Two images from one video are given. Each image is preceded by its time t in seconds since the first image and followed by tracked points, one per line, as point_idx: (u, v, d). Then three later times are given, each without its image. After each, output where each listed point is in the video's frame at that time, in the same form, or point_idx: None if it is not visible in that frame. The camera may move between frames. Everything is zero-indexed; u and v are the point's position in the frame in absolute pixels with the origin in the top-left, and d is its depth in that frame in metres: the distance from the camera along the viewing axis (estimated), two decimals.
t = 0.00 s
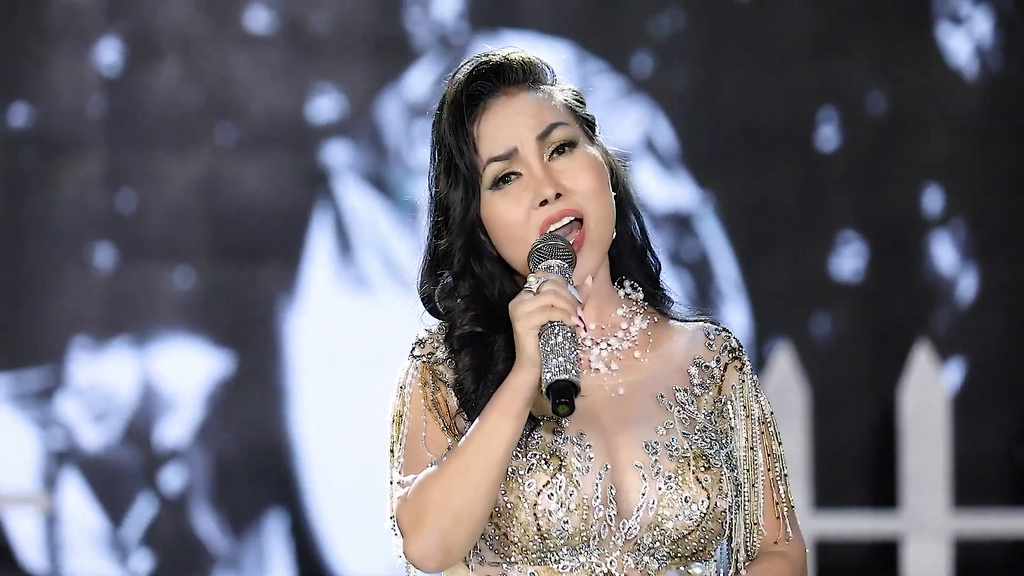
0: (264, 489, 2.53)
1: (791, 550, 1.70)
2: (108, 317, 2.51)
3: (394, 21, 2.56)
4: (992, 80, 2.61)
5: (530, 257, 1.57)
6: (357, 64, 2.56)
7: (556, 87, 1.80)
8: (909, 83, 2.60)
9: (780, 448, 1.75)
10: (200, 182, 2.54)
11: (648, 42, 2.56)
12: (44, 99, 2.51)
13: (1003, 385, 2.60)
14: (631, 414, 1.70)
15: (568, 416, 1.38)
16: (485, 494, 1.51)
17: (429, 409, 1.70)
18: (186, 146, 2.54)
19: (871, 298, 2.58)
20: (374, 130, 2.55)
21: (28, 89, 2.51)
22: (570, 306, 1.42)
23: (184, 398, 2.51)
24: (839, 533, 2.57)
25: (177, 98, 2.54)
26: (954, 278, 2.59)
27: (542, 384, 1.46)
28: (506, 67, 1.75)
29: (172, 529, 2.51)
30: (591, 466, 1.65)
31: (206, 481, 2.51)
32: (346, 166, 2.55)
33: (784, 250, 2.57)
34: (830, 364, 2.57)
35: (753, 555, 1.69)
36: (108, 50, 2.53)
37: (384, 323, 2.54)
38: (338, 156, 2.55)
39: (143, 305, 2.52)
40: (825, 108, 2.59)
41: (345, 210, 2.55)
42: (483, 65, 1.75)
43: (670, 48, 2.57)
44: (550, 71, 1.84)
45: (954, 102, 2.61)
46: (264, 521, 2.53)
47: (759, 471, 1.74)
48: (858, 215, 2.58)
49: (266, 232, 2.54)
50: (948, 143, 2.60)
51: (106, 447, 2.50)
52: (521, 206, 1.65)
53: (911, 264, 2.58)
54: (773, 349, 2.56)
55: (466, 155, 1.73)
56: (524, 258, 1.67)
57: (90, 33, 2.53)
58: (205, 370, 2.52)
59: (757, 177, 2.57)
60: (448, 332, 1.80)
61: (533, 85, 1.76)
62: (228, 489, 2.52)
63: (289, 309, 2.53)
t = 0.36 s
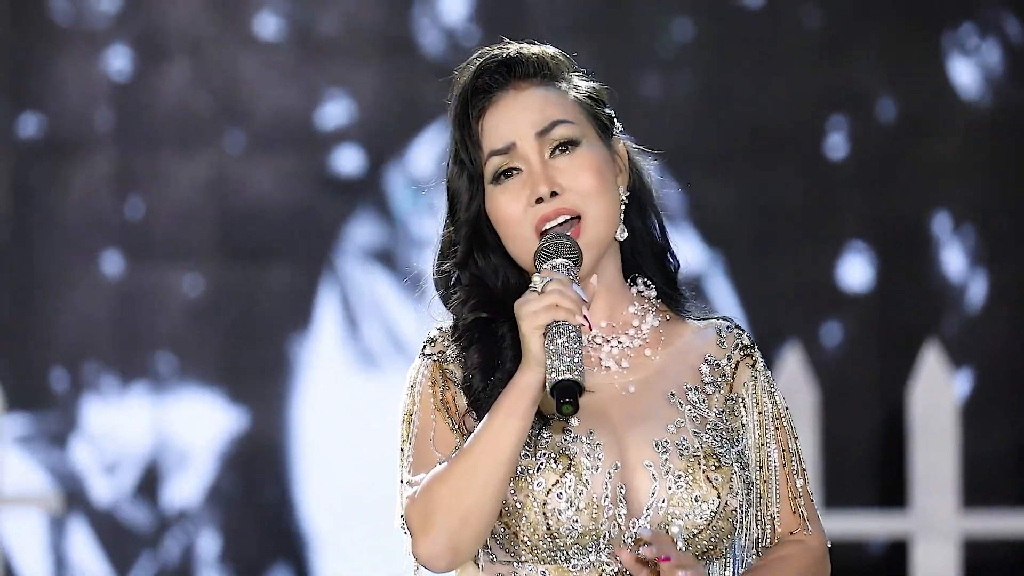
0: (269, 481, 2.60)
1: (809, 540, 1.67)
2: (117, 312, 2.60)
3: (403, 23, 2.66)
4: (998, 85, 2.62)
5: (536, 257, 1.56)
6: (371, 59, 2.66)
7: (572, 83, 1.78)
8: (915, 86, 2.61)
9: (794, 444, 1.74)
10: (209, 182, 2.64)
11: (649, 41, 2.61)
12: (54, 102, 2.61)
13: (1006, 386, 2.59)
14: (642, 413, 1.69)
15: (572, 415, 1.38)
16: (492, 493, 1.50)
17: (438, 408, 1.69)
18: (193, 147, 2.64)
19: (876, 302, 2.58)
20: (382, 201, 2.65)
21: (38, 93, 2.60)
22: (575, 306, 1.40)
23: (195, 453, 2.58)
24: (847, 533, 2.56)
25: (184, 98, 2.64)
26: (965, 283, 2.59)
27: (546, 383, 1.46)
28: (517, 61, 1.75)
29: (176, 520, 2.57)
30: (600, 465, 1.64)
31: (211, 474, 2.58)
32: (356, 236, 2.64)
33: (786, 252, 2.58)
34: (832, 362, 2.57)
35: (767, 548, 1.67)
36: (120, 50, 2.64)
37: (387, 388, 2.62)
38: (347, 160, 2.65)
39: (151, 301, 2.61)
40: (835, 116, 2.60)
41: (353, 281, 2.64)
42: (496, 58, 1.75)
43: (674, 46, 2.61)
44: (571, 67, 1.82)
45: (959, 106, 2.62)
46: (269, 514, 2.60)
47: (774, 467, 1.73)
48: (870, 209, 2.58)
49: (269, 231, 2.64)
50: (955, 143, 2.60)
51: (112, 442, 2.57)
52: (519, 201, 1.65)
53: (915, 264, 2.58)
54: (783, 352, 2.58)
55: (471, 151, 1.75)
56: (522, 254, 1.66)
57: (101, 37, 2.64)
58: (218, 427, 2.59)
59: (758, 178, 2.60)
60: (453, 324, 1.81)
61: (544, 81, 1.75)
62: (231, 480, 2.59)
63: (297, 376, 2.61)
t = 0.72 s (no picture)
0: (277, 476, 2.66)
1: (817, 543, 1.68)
2: (127, 307, 2.67)
3: (411, 22, 2.68)
4: (1008, 87, 2.62)
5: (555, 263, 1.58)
6: (376, 58, 2.68)
7: (589, 88, 1.77)
8: (921, 88, 2.62)
9: (807, 447, 1.74)
10: (214, 181, 2.68)
11: (654, 38, 2.62)
12: (63, 105, 2.68)
13: (1011, 387, 2.60)
14: (655, 414, 1.69)
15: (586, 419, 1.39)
16: (507, 496, 1.50)
17: (452, 410, 1.70)
18: (199, 147, 2.69)
19: (884, 305, 2.59)
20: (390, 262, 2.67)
21: (47, 96, 2.68)
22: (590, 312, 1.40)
23: (203, 504, 2.66)
24: (851, 531, 2.58)
25: (191, 98, 2.68)
26: (973, 286, 2.59)
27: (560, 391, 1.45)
28: (533, 73, 1.74)
29: (185, 512, 2.65)
30: (613, 467, 1.64)
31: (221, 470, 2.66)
32: (359, 308, 2.67)
33: (794, 254, 2.61)
34: (836, 361, 2.59)
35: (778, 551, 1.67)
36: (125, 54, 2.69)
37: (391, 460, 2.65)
38: (355, 165, 2.68)
39: (161, 299, 2.67)
40: (842, 121, 2.62)
41: (352, 351, 2.67)
42: (512, 71, 1.75)
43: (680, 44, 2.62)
44: (587, 70, 1.82)
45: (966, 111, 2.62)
46: (278, 510, 2.66)
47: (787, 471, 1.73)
48: (876, 206, 2.60)
49: (275, 230, 2.68)
50: (964, 143, 2.61)
51: (122, 439, 2.66)
52: (541, 219, 1.64)
53: (921, 265, 2.59)
54: (789, 351, 2.60)
55: (491, 164, 1.74)
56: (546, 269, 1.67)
57: (109, 38, 2.69)
58: (227, 479, 2.66)
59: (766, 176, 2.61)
60: (469, 327, 1.81)
61: (562, 92, 1.75)
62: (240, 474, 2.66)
63: (298, 448, 2.66)
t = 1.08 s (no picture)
0: (282, 475, 2.67)
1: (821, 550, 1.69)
2: (129, 307, 2.68)
3: (415, 21, 2.68)
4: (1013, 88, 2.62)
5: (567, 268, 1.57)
6: (379, 59, 2.68)
7: (606, 85, 1.77)
8: (926, 89, 2.62)
9: (817, 454, 1.73)
10: (217, 180, 2.68)
11: (658, 36, 2.63)
12: (65, 104, 2.68)
13: (1016, 386, 2.60)
14: (664, 416, 1.70)
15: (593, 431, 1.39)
16: (514, 499, 1.50)
17: (461, 411, 1.70)
18: (201, 146, 2.68)
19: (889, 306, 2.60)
20: (390, 334, 2.67)
21: (50, 95, 2.68)
22: (600, 322, 1.41)
23: (212, 552, 2.66)
24: (855, 531, 2.59)
25: (193, 97, 2.68)
26: (979, 287, 2.60)
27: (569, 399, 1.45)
28: (549, 65, 1.74)
29: (186, 510, 2.66)
30: (621, 470, 1.65)
31: (222, 470, 2.66)
32: (360, 378, 2.66)
33: (797, 254, 2.61)
34: (838, 360, 2.60)
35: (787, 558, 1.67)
36: (116, 63, 2.69)
37: (395, 530, 2.65)
38: (357, 168, 2.68)
39: (164, 300, 2.68)
40: (846, 120, 2.62)
41: (353, 420, 2.67)
42: (529, 61, 1.74)
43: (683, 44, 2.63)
44: (605, 67, 1.81)
45: (971, 113, 2.62)
46: (283, 510, 2.66)
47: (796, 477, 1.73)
48: (879, 205, 2.61)
49: (279, 230, 2.68)
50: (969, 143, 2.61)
51: (125, 438, 2.66)
52: (551, 210, 1.65)
53: (925, 265, 2.60)
54: (794, 346, 2.60)
55: (503, 153, 1.73)
56: (555, 262, 1.68)
57: (110, 36, 2.69)
58: (234, 529, 2.66)
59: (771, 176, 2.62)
60: (479, 326, 1.80)
61: (577, 85, 1.74)
62: (242, 473, 2.67)
63: (301, 517, 2.66)
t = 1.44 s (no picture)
0: (282, 473, 2.66)
1: (817, 551, 1.71)
2: (131, 305, 2.69)
3: (416, 21, 2.69)
4: (1014, 86, 2.62)
5: (573, 261, 1.59)
6: (380, 58, 2.69)
7: (611, 81, 1.79)
8: (925, 90, 2.63)
9: (814, 453, 1.75)
10: (218, 179, 2.69)
11: (658, 36, 2.65)
12: (66, 102, 2.69)
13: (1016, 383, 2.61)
14: (670, 412, 1.71)
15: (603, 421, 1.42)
16: (521, 492, 1.51)
17: (467, 405, 1.71)
18: (203, 145, 2.69)
19: (889, 306, 2.61)
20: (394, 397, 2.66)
21: (52, 93, 2.69)
22: (609, 313, 1.42)
23: None
24: (855, 528, 2.61)
25: (194, 96, 2.69)
26: (980, 287, 2.61)
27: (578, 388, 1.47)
28: (558, 54, 1.76)
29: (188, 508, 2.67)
30: (629, 465, 1.66)
31: (224, 468, 2.67)
32: (359, 441, 2.66)
33: (797, 254, 2.63)
34: (837, 357, 2.62)
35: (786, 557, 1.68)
36: (116, 83, 2.69)
37: None
38: (358, 171, 2.69)
39: (166, 298, 2.69)
40: (844, 119, 2.64)
41: (354, 483, 2.65)
42: (537, 51, 1.77)
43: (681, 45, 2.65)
44: (611, 66, 1.83)
45: (972, 115, 2.62)
46: (284, 508, 2.66)
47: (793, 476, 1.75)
48: (878, 204, 2.62)
49: (280, 229, 2.69)
50: (970, 142, 2.62)
51: (127, 436, 2.67)
52: (555, 194, 1.68)
53: (924, 264, 2.61)
54: (794, 344, 2.63)
55: (509, 140, 1.76)
56: (556, 249, 1.70)
57: (110, 34, 2.70)
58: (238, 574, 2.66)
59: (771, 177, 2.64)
60: (484, 322, 1.82)
61: (584, 75, 1.77)
62: (244, 472, 2.67)
63: None
